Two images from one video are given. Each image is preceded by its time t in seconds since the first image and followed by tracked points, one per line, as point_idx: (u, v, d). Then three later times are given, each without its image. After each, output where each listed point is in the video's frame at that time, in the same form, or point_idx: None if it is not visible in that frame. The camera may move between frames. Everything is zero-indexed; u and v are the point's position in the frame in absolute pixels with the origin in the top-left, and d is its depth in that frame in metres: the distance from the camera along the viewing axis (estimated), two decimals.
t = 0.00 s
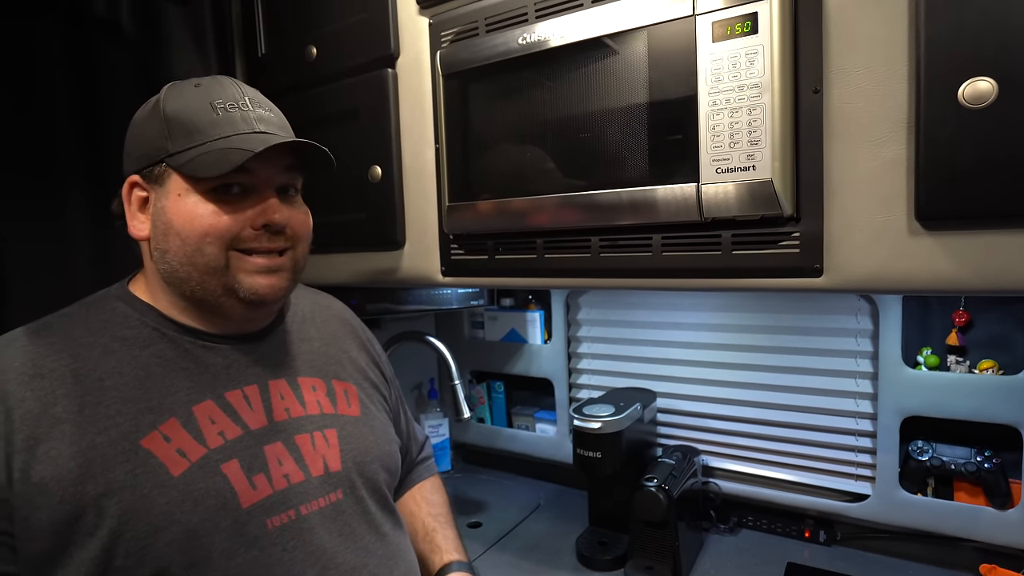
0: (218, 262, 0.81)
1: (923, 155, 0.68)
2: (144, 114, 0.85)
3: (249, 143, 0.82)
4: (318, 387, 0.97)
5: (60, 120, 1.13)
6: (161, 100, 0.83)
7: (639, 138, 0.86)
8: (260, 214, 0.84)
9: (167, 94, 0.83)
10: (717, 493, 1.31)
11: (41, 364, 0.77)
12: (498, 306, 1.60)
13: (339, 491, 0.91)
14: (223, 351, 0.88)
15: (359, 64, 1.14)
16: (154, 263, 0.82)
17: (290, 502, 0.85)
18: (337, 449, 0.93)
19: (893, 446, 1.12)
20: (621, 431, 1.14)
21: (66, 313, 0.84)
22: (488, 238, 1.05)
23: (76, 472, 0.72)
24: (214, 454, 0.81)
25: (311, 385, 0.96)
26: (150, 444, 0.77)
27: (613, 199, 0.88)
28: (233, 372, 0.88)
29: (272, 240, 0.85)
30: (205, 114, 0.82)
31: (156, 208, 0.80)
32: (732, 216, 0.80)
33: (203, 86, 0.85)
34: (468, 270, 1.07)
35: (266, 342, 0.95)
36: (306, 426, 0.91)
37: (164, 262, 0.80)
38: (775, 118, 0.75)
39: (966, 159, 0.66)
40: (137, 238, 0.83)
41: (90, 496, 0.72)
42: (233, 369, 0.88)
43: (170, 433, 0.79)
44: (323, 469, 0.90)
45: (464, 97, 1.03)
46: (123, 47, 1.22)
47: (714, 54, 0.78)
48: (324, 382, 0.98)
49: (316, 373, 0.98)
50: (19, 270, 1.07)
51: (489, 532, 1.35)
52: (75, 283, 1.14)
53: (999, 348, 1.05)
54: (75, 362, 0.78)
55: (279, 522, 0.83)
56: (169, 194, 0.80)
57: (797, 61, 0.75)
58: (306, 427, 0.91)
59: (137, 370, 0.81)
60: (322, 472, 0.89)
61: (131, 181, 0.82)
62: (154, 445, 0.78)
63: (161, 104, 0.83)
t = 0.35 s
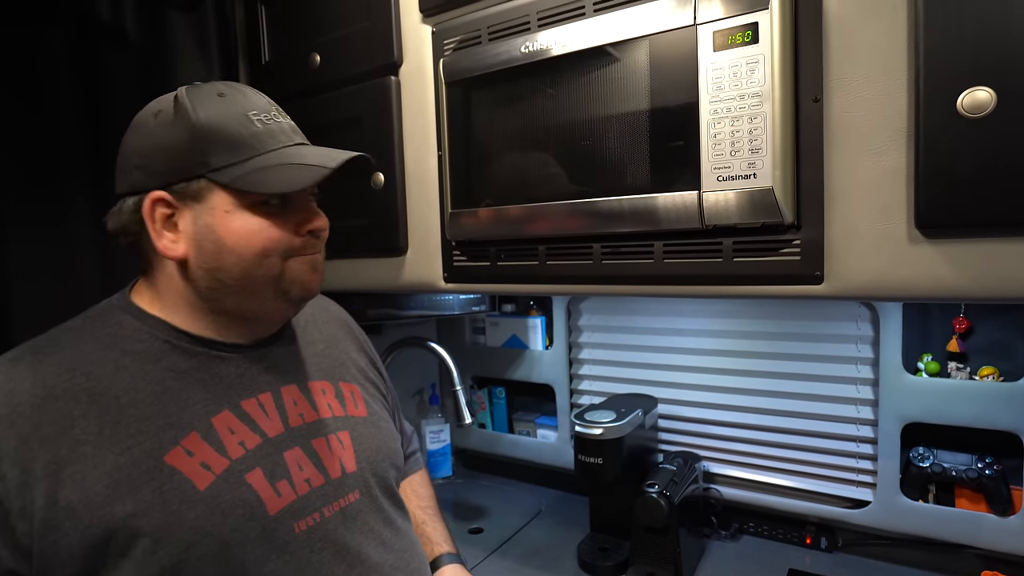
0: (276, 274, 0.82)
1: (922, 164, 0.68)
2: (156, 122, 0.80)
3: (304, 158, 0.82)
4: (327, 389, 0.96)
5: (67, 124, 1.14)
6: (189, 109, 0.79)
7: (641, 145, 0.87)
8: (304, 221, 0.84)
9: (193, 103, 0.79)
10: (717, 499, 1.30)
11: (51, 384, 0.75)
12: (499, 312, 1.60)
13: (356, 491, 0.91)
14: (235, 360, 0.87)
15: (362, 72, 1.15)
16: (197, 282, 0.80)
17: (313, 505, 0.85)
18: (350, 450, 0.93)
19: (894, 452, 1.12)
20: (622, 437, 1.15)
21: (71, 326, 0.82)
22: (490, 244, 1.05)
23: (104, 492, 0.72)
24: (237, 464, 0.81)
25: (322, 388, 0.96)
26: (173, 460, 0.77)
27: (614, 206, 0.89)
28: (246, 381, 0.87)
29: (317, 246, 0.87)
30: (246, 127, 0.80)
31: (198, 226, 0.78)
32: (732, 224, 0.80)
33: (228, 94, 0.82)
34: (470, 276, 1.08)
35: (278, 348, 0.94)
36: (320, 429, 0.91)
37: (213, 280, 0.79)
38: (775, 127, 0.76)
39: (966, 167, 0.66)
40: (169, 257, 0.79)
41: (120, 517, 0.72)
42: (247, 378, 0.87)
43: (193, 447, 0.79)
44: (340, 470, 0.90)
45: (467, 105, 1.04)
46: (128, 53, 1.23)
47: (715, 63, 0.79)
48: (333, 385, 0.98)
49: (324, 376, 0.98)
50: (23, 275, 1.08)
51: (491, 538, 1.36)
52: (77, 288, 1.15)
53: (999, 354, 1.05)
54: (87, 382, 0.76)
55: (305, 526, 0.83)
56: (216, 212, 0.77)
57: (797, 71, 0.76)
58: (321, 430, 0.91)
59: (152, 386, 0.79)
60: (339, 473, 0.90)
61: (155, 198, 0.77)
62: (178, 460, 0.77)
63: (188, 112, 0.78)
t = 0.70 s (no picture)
0: (278, 274, 0.84)
1: (919, 174, 0.69)
2: (121, 132, 0.77)
3: (292, 152, 0.84)
4: (313, 395, 0.96)
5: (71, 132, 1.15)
6: (160, 116, 0.76)
7: (641, 155, 0.87)
8: (294, 214, 0.87)
9: (163, 108, 0.77)
10: (717, 507, 1.31)
11: (24, 410, 0.72)
12: (499, 320, 1.61)
13: (349, 500, 0.91)
14: (218, 372, 0.86)
15: (364, 81, 1.16)
16: (196, 294, 0.80)
17: (306, 517, 0.85)
18: (341, 459, 0.93)
19: (893, 460, 1.12)
20: (622, 444, 1.16)
21: (35, 349, 0.80)
22: (490, 252, 1.06)
23: (88, 520, 0.70)
24: (226, 481, 0.80)
25: (308, 396, 0.95)
26: (160, 481, 0.76)
27: (614, 215, 0.89)
28: (230, 394, 0.86)
29: (308, 237, 0.89)
30: (225, 128, 0.80)
31: (195, 237, 0.79)
32: (731, 233, 0.81)
33: (193, 95, 0.80)
34: (471, 284, 1.08)
35: (263, 357, 0.93)
36: (309, 439, 0.91)
37: (216, 289, 0.80)
38: (774, 137, 0.76)
39: (963, 177, 0.67)
40: (164, 276, 0.78)
41: (108, 543, 0.71)
42: (230, 391, 0.86)
43: (179, 466, 0.77)
44: (331, 480, 0.90)
45: (468, 114, 1.05)
46: (132, 61, 1.24)
47: (714, 73, 0.80)
48: (321, 392, 0.98)
49: (310, 382, 0.97)
50: (24, 282, 1.08)
51: (490, 545, 1.35)
52: (79, 294, 1.15)
53: (997, 363, 1.05)
54: (63, 406, 0.74)
55: (299, 540, 0.83)
56: (211, 221, 0.78)
57: (795, 82, 0.77)
58: (309, 441, 0.91)
59: (134, 406, 0.78)
60: (330, 483, 0.90)
61: (140, 217, 0.76)
62: (164, 481, 0.76)
63: (160, 118, 0.76)
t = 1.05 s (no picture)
0: (262, 262, 0.82)
1: (913, 184, 0.69)
2: (81, 112, 0.71)
3: (268, 126, 0.81)
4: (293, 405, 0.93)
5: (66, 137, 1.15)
6: (126, 92, 0.71)
7: (637, 163, 0.88)
8: (271, 198, 0.86)
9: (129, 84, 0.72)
10: (712, 515, 1.29)
11: None
12: (495, 326, 1.60)
13: (343, 512, 0.89)
14: (194, 387, 0.81)
15: (361, 87, 1.16)
16: (178, 286, 0.76)
17: (305, 533, 0.82)
18: (328, 469, 0.90)
19: (888, 468, 1.13)
20: (617, 452, 1.15)
21: None
22: (487, 259, 1.06)
23: (71, 558, 0.65)
24: (222, 501, 0.76)
25: (288, 406, 0.92)
26: (151, 507, 0.71)
27: (610, 223, 0.89)
28: (210, 408, 0.82)
29: (284, 225, 0.89)
30: (196, 106, 0.75)
31: (177, 222, 0.75)
32: (727, 241, 0.81)
33: (157, 72, 0.76)
34: (466, 291, 1.08)
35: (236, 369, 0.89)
36: (297, 452, 0.88)
37: (200, 279, 0.76)
38: (769, 146, 0.77)
39: (957, 188, 0.67)
40: (143, 267, 0.73)
41: None
42: (209, 405, 0.82)
43: (169, 490, 0.73)
44: (324, 492, 0.87)
45: (465, 121, 1.05)
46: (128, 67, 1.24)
47: (709, 83, 0.80)
48: (298, 401, 0.94)
49: (284, 392, 0.94)
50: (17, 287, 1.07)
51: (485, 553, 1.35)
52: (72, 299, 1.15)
53: (991, 372, 1.06)
54: (26, 430, 0.68)
55: (302, 559, 0.80)
56: (194, 202, 0.76)
57: (790, 92, 0.77)
58: (297, 453, 0.87)
59: (108, 425, 0.72)
60: (323, 496, 0.87)
61: (116, 202, 0.71)
62: (154, 507, 0.71)
63: (126, 96, 0.71)
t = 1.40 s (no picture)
0: (221, 249, 0.75)
1: (900, 192, 0.70)
2: None
3: (225, 94, 0.73)
4: (253, 412, 0.85)
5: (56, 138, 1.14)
6: (51, 57, 0.61)
7: (628, 168, 0.88)
8: (225, 180, 0.80)
9: (53, 47, 0.62)
10: (704, 518, 1.31)
11: None
12: (487, 330, 1.60)
13: (317, 526, 0.82)
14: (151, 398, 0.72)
15: (353, 91, 1.16)
16: (133, 280, 0.67)
17: (284, 552, 0.76)
18: (299, 480, 0.84)
19: (877, 472, 1.14)
20: (609, 456, 1.16)
21: None
22: (479, 263, 1.06)
23: None
24: (195, 524, 0.68)
25: (247, 415, 0.84)
26: (115, 537, 0.62)
27: (602, 228, 0.90)
28: (167, 419, 0.73)
29: (239, 210, 0.82)
30: (135, 73, 0.66)
31: (130, 205, 0.66)
32: (718, 247, 0.82)
33: (82, 35, 0.66)
34: (458, 295, 1.08)
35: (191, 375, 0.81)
36: (265, 464, 0.80)
37: (158, 271, 0.68)
38: (758, 153, 0.77)
39: (944, 196, 0.68)
40: (92, 260, 0.64)
41: None
42: (165, 417, 0.73)
43: (135, 515, 0.64)
44: (298, 506, 0.81)
45: (457, 126, 1.05)
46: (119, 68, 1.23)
47: (700, 90, 0.81)
48: (256, 408, 0.86)
49: (241, 400, 0.86)
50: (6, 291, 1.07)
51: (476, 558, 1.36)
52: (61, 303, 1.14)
53: (978, 376, 1.07)
54: None
55: None
56: (148, 178, 0.67)
57: (779, 99, 0.78)
58: (265, 465, 0.80)
59: (53, 444, 0.63)
60: (297, 510, 0.80)
61: (58, 182, 0.62)
62: (119, 536, 0.62)
63: (53, 61, 0.61)
